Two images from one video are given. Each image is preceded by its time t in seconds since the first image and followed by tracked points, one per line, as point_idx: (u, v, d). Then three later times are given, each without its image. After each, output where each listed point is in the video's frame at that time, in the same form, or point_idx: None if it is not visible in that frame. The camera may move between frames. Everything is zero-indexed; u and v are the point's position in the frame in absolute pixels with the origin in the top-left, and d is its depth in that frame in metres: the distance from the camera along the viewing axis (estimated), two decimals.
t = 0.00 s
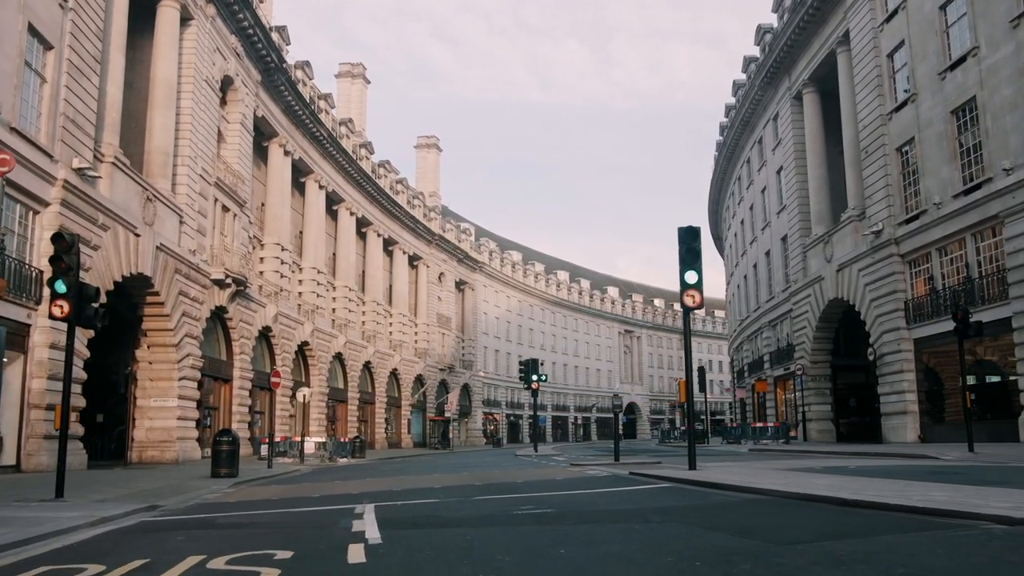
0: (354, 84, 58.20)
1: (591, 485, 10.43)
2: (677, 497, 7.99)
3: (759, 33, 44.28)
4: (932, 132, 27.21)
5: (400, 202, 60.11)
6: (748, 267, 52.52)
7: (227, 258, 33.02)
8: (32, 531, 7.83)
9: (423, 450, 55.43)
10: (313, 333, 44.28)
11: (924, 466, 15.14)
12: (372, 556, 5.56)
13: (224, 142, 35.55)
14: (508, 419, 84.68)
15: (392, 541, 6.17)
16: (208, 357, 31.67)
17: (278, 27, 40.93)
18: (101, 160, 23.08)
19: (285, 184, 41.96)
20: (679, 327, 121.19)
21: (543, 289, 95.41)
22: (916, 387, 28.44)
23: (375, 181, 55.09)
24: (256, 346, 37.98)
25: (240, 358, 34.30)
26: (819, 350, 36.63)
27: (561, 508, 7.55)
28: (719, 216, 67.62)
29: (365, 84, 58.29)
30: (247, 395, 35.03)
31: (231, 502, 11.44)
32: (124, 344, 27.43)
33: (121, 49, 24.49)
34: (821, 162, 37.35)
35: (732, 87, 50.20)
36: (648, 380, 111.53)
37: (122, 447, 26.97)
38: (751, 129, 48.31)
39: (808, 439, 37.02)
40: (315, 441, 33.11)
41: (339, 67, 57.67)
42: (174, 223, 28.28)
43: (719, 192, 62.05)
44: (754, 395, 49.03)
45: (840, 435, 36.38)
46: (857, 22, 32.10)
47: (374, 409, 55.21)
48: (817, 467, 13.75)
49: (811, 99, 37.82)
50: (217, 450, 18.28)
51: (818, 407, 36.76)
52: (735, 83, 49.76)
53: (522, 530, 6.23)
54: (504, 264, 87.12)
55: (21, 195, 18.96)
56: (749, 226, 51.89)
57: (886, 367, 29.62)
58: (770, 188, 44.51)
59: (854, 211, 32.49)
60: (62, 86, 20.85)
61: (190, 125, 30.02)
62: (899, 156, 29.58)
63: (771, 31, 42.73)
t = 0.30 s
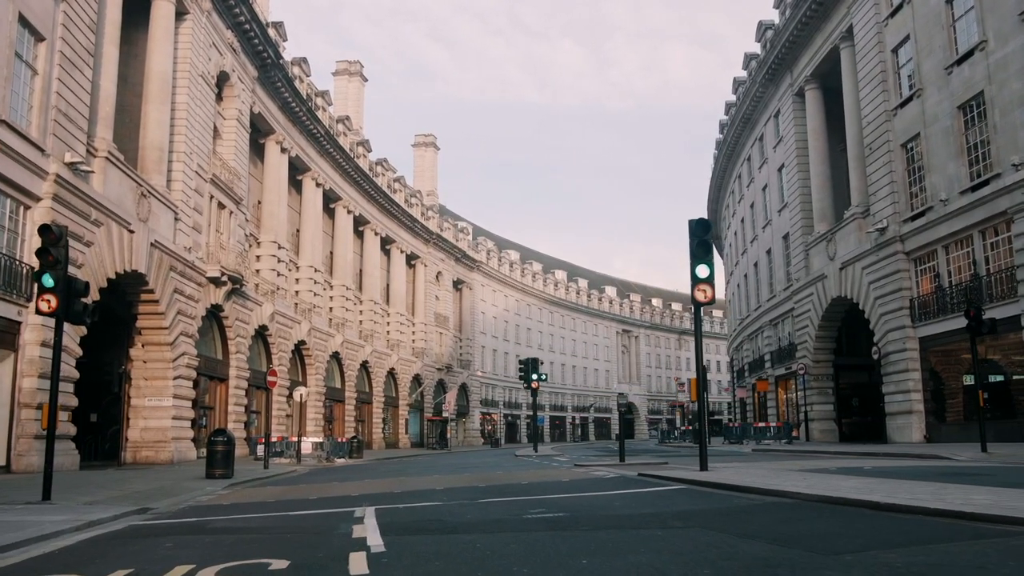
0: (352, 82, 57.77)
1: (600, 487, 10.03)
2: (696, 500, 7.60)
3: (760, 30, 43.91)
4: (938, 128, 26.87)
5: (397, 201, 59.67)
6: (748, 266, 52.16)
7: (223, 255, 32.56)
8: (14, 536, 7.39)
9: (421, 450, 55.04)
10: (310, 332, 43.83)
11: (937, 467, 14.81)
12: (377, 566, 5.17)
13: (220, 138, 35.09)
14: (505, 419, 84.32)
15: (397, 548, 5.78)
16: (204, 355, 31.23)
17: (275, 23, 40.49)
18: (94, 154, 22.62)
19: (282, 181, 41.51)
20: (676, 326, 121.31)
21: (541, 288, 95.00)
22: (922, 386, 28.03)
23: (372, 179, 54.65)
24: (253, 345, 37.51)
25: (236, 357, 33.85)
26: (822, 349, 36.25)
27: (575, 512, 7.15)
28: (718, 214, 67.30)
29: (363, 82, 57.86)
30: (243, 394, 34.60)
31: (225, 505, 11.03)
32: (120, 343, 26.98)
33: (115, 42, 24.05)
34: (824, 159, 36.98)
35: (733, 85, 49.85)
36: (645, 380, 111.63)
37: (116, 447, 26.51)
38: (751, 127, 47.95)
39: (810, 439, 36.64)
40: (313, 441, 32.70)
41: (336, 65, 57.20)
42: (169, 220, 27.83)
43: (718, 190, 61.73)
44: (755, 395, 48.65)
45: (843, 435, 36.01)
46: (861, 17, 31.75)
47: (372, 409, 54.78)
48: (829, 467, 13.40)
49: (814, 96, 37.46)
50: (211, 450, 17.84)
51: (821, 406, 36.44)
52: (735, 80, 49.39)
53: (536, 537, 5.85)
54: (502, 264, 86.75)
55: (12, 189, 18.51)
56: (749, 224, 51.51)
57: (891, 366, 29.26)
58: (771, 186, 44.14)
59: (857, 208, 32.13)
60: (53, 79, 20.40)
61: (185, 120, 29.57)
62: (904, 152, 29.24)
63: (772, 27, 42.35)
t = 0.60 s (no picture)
0: (349, 80, 57.39)
1: (610, 489, 9.64)
2: (716, 503, 7.24)
3: (761, 27, 43.58)
4: (944, 124, 26.59)
5: (395, 199, 59.29)
6: (748, 264, 51.85)
7: (220, 253, 32.20)
8: None
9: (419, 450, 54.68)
10: (307, 331, 43.43)
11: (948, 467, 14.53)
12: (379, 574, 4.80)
13: (217, 135, 34.72)
14: (503, 419, 83.89)
15: (400, 555, 5.42)
16: (200, 354, 30.85)
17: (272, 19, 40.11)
18: (89, 150, 22.24)
19: (279, 179, 41.13)
20: (675, 326, 120.96)
21: (539, 288, 94.63)
22: (927, 385, 27.81)
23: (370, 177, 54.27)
24: (250, 344, 37.12)
25: (232, 356, 33.47)
26: (824, 348, 35.94)
27: (588, 516, 6.78)
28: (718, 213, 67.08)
29: (361, 80, 57.50)
30: (239, 393, 34.22)
31: (220, 507, 10.67)
32: (114, 341, 26.58)
33: (110, 35, 23.68)
34: (826, 157, 36.67)
35: (733, 83, 49.54)
36: (643, 380, 111.87)
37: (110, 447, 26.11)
38: (752, 124, 47.62)
39: (812, 439, 36.33)
40: (310, 441, 32.32)
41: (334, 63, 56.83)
42: (165, 216, 27.46)
43: (718, 189, 61.46)
44: (756, 394, 48.32)
45: (845, 435, 35.70)
46: (865, 13, 31.44)
47: (370, 409, 54.40)
48: (841, 468, 13.07)
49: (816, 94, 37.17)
50: (206, 451, 17.46)
51: (823, 406, 36.18)
52: (736, 78, 49.07)
53: (550, 543, 5.48)
54: (500, 263, 86.35)
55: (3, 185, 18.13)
56: (749, 222, 51.19)
57: (895, 365, 28.96)
58: (772, 184, 43.82)
59: (861, 206, 31.84)
60: (46, 72, 20.02)
61: (182, 116, 29.20)
62: (908, 149, 28.96)
63: (773, 24, 42.04)
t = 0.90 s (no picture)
0: (347, 78, 56.91)
1: (622, 490, 9.23)
2: (741, 507, 6.83)
3: (763, 24, 43.22)
4: (950, 119, 26.24)
5: (393, 197, 58.84)
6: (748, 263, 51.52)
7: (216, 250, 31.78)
8: None
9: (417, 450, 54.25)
10: (304, 330, 42.99)
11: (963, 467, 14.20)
12: None
13: (213, 131, 34.28)
14: (501, 419, 83.46)
15: (408, 565, 5.00)
16: (196, 353, 30.43)
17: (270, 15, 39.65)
18: (82, 144, 21.80)
19: (276, 176, 40.70)
20: (673, 326, 120.62)
21: (538, 287, 94.16)
22: (933, 383, 27.39)
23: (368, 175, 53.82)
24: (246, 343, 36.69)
25: (229, 355, 33.04)
26: (827, 347, 35.58)
27: (604, 521, 6.37)
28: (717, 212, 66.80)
29: (359, 78, 57.02)
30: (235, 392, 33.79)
31: (214, 510, 10.27)
32: (109, 340, 26.14)
33: (104, 27, 23.25)
34: (829, 154, 36.32)
35: (734, 80, 49.20)
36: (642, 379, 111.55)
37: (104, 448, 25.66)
38: (753, 122, 47.25)
39: (815, 439, 35.95)
40: (307, 441, 31.91)
41: (331, 60, 56.38)
42: (160, 213, 27.02)
43: (718, 187, 61.15)
44: (756, 394, 47.95)
45: (848, 435, 35.36)
46: (869, 7, 31.07)
47: (367, 409, 53.98)
48: (854, 468, 12.73)
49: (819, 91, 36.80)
50: (201, 451, 17.02)
51: (826, 405, 35.81)
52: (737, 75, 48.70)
53: (569, 553, 5.06)
54: (498, 262, 85.92)
55: None
56: (750, 221, 50.84)
57: (900, 364, 28.60)
58: (774, 182, 43.47)
59: (865, 203, 31.47)
60: (38, 64, 19.59)
61: (177, 111, 28.77)
62: (914, 146, 28.60)
63: (775, 20, 41.68)
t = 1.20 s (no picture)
0: (345, 76, 56.52)
1: (632, 492, 8.89)
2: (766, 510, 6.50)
3: (764, 21, 42.91)
4: (956, 115, 25.95)
5: (391, 196, 58.47)
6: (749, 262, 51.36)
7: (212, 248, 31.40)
8: None
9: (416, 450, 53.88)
10: (302, 329, 42.65)
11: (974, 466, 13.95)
12: None
13: (210, 127, 33.91)
14: (500, 419, 83.10)
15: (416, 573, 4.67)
16: (192, 352, 30.07)
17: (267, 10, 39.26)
18: (75, 138, 21.44)
19: (274, 174, 40.29)
20: (672, 326, 120.39)
21: (536, 287, 93.84)
22: (938, 383, 27.11)
23: (366, 173, 53.44)
24: (243, 342, 36.31)
25: (226, 353, 32.67)
26: (830, 346, 35.28)
27: (622, 525, 6.04)
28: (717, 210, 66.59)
29: (357, 76, 56.64)
30: (232, 392, 33.44)
31: (210, 512, 9.95)
32: (104, 338, 25.75)
33: (99, 21, 22.91)
34: (831, 152, 36.03)
35: (734, 78, 48.91)
36: (640, 379, 111.33)
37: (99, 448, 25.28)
38: (754, 120, 46.95)
39: (818, 439, 35.57)
40: (305, 441, 31.58)
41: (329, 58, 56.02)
42: (156, 209, 26.63)
43: (717, 185, 60.92)
44: (756, 394, 47.69)
45: (851, 435, 35.08)
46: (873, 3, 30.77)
47: (366, 409, 53.65)
48: (866, 468, 12.46)
49: (821, 87, 36.48)
50: (197, 451, 16.66)
51: (829, 405, 35.48)
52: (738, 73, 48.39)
53: (588, 559, 4.73)
54: (497, 261, 85.59)
55: None
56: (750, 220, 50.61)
57: (904, 364, 28.30)
58: (775, 180, 43.17)
59: (868, 201, 31.15)
60: (31, 56, 19.23)
61: (173, 106, 28.40)
62: (918, 142, 28.31)
63: (777, 17, 41.35)
